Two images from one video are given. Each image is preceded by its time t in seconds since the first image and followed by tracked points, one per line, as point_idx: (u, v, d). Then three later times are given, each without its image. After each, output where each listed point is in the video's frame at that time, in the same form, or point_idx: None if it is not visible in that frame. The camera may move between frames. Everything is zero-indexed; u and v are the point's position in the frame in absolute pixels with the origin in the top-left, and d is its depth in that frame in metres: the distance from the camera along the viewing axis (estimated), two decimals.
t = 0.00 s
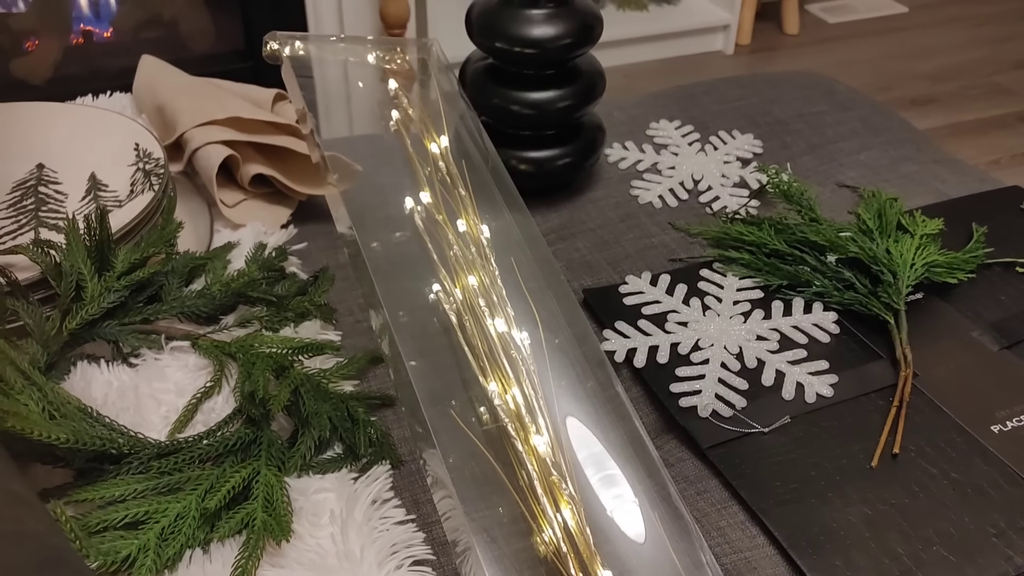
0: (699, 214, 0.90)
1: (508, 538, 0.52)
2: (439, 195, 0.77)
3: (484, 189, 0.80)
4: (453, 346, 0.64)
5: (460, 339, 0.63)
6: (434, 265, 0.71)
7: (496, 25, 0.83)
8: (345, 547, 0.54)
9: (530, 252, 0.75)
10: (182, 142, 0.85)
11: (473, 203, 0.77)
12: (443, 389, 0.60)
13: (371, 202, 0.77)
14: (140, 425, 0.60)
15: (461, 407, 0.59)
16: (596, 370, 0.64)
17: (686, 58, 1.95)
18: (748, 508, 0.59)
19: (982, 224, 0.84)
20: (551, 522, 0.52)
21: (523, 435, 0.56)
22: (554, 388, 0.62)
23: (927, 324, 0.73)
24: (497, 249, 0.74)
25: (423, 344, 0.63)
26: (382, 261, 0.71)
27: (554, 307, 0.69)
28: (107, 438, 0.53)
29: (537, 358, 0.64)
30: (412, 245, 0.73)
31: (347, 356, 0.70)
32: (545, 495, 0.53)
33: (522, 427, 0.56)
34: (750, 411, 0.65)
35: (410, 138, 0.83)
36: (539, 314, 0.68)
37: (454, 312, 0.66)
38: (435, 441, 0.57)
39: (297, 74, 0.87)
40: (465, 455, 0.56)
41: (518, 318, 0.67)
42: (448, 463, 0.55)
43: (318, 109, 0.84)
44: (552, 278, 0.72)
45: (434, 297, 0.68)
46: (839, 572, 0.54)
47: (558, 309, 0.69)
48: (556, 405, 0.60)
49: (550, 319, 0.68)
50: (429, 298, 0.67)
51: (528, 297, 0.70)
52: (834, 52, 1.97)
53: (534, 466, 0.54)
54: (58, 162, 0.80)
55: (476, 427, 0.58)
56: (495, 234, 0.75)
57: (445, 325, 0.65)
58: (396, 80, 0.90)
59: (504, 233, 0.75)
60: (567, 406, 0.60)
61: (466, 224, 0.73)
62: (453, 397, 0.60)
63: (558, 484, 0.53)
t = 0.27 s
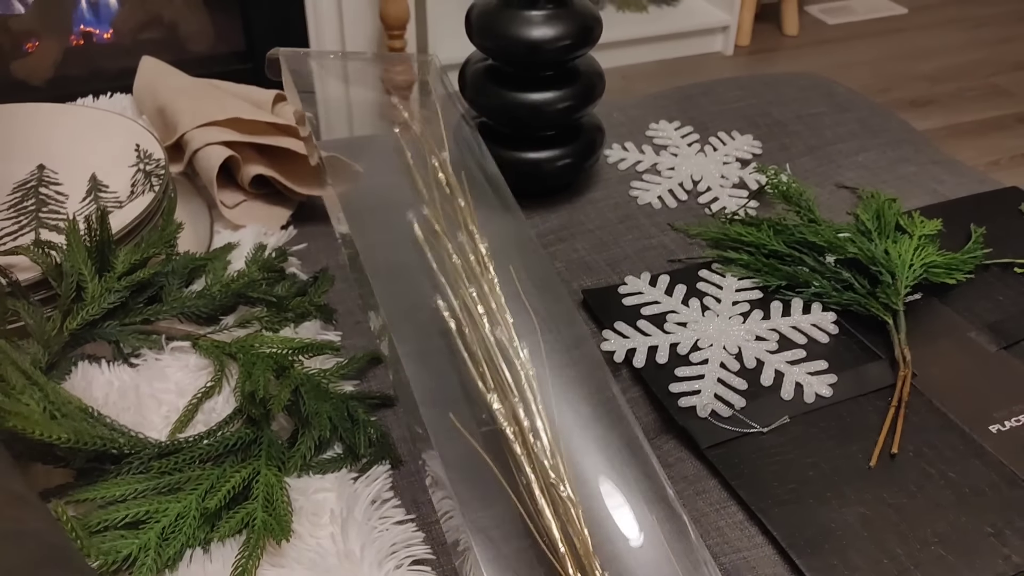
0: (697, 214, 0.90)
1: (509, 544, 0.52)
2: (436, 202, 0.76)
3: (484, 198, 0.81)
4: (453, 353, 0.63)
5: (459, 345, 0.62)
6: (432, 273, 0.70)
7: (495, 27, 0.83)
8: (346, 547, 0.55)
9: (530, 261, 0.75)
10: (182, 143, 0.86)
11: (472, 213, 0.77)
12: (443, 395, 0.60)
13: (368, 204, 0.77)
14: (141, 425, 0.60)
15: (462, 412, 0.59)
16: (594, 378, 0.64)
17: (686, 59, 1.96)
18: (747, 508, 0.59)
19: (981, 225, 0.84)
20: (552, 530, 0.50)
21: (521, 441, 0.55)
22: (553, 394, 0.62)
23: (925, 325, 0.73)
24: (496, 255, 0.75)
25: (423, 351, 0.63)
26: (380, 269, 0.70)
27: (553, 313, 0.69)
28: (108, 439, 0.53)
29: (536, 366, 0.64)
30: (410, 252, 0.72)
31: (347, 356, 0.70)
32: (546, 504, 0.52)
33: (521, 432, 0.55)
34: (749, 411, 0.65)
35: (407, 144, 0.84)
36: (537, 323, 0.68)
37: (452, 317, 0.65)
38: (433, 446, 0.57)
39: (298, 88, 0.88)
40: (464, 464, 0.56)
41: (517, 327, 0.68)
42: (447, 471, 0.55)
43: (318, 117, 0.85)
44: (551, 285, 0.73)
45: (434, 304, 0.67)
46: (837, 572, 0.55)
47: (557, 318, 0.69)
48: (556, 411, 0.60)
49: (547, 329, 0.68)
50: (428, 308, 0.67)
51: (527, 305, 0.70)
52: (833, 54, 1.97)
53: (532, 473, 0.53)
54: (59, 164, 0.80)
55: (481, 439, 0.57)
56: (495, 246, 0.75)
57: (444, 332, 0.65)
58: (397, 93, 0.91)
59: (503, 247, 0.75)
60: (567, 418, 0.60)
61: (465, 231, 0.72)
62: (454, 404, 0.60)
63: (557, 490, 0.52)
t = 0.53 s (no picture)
0: (694, 217, 0.91)
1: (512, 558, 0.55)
2: (433, 244, 0.78)
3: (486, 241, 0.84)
4: (453, 392, 0.66)
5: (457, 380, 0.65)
6: (435, 323, 0.72)
7: (493, 30, 0.84)
8: (345, 545, 0.55)
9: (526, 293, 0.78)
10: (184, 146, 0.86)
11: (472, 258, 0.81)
12: (445, 432, 0.63)
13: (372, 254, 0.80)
14: (143, 426, 0.61)
15: (460, 439, 0.63)
16: (590, 400, 0.67)
17: (683, 62, 1.96)
18: (742, 507, 0.60)
19: (975, 227, 0.85)
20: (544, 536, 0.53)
21: (514, 458, 0.57)
22: (550, 424, 0.65)
23: (919, 326, 0.73)
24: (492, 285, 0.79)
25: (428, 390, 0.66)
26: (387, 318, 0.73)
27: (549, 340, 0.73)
28: (110, 438, 0.54)
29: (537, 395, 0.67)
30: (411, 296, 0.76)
31: (347, 357, 0.71)
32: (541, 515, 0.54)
33: (514, 449, 0.57)
34: (744, 411, 0.66)
35: (409, 188, 0.87)
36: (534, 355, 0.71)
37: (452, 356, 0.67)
38: (431, 471, 0.60)
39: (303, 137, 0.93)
40: (466, 493, 0.59)
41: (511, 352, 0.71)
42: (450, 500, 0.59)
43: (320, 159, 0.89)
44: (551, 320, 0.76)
45: (436, 346, 0.70)
46: (831, 570, 0.55)
47: (554, 345, 0.72)
48: (553, 437, 0.64)
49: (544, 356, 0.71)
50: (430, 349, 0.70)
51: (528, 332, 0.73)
52: (830, 56, 1.98)
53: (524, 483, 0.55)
54: (60, 167, 0.81)
55: (473, 450, 0.62)
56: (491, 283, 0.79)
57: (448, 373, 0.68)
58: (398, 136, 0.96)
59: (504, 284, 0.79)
60: (565, 441, 0.64)
61: (459, 267, 0.74)
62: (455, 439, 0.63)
63: (550, 500, 0.54)
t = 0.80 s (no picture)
0: (689, 221, 0.91)
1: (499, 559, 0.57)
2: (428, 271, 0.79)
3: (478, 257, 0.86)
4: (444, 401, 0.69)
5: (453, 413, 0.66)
6: (429, 350, 0.73)
7: (491, 37, 0.85)
8: (344, 547, 0.56)
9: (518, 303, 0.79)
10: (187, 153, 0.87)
11: (464, 270, 0.82)
12: (437, 441, 0.65)
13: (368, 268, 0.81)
14: (143, 429, 0.61)
15: (454, 458, 0.64)
16: (581, 406, 0.69)
17: (680, 66, 1.97)
18: (736, 509, 0.61)
19: (967, 231, 0.86)
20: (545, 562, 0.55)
21: (508, 479, 0.60)
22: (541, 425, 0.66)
23: (911, 330, 0.74)
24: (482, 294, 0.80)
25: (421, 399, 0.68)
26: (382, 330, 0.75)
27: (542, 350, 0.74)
28: (111, 442, 0.54)
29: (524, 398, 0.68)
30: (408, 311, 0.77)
31: (345, 360, 0.71)
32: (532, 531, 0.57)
33: (508, 471, 0.61)
34: (738, 415, 0.67)
35: (406, 206, 0.89)
36: (524, 361, 0.72)
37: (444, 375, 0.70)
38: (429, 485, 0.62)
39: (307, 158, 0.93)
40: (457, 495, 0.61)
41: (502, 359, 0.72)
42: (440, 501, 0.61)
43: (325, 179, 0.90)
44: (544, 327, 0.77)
45: (430, 367, 0.72)
46: (823, 571, 0.56)
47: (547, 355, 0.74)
48: (543, 439, 0.65)
49: (535, 361, 0.72)
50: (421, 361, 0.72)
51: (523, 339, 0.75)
52: (826, 60, 1.99)
53: (517, 499, 0.59)
54: (61, 173, 0.82)
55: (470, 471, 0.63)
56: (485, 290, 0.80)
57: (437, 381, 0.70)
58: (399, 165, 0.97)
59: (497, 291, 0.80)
60: (558, 443, 0.65)
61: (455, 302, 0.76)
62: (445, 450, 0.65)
63: (541, 516, 0.58)
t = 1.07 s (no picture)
0: (685, 227, 0.92)
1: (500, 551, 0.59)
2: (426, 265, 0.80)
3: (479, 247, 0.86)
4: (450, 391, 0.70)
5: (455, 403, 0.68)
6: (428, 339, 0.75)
7: (488, 46, 0.86)
8: (344, 547, 0.56)
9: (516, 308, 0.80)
10: (190, 159, 0.89)
11: (463, 271, 0.84)
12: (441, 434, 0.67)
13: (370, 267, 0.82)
14: (147, 433, 0.62)
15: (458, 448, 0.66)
16: (580, 404, 0.70)
17: (678, 72, 1.99)
18: (731, 510, 0.62)
19: (960, 236, 0.87)
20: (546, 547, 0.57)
21: (512, 468, 0.62)
22: (541, 422, 0.68)
23: (903, 335, 0.75)
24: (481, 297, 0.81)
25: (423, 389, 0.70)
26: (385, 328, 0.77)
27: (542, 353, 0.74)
28: (116, 445, 0.56)
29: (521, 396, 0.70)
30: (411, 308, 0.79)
31: (345, 366, 0.72)
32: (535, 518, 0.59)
33: (511, 460, 0.62)
34: (733, 418, 0.68)
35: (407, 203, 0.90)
36: (523, 364, 0.73)
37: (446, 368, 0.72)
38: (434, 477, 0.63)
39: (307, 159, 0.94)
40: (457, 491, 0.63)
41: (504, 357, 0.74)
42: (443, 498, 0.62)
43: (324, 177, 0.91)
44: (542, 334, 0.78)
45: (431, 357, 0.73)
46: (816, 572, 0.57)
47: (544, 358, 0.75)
48: (543, 437, 0.66)
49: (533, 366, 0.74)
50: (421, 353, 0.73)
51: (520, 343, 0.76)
52: (823, 66, 2.00)
53: (521, 490, 0.60)
54: (64, 180, 0.83)
55: (472, 461, 0.65)
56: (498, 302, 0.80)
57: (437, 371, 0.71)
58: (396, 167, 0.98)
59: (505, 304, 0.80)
60: (558, 439, 0.66)
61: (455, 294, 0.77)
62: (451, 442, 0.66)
63: (544, 504, 0.59)
